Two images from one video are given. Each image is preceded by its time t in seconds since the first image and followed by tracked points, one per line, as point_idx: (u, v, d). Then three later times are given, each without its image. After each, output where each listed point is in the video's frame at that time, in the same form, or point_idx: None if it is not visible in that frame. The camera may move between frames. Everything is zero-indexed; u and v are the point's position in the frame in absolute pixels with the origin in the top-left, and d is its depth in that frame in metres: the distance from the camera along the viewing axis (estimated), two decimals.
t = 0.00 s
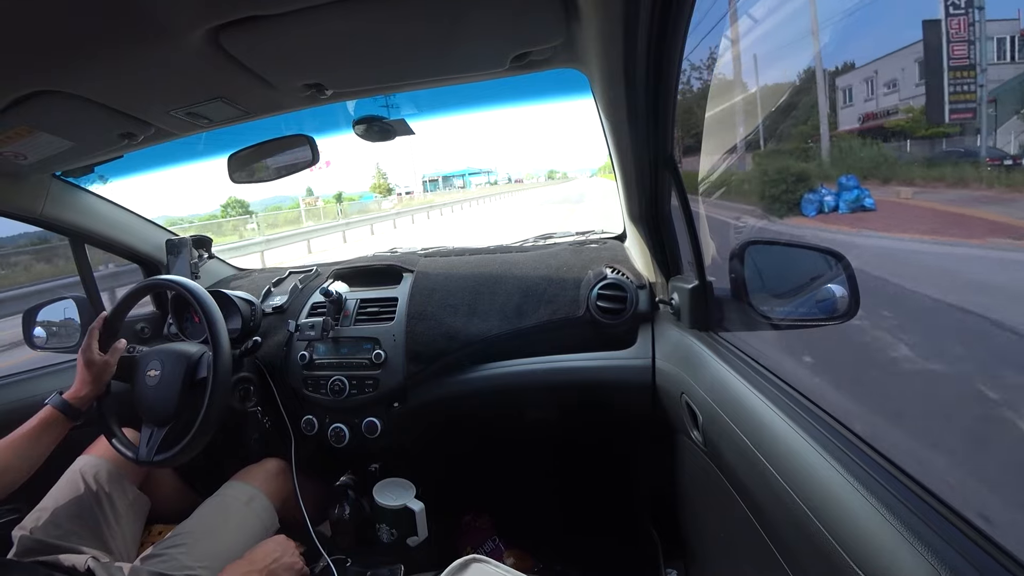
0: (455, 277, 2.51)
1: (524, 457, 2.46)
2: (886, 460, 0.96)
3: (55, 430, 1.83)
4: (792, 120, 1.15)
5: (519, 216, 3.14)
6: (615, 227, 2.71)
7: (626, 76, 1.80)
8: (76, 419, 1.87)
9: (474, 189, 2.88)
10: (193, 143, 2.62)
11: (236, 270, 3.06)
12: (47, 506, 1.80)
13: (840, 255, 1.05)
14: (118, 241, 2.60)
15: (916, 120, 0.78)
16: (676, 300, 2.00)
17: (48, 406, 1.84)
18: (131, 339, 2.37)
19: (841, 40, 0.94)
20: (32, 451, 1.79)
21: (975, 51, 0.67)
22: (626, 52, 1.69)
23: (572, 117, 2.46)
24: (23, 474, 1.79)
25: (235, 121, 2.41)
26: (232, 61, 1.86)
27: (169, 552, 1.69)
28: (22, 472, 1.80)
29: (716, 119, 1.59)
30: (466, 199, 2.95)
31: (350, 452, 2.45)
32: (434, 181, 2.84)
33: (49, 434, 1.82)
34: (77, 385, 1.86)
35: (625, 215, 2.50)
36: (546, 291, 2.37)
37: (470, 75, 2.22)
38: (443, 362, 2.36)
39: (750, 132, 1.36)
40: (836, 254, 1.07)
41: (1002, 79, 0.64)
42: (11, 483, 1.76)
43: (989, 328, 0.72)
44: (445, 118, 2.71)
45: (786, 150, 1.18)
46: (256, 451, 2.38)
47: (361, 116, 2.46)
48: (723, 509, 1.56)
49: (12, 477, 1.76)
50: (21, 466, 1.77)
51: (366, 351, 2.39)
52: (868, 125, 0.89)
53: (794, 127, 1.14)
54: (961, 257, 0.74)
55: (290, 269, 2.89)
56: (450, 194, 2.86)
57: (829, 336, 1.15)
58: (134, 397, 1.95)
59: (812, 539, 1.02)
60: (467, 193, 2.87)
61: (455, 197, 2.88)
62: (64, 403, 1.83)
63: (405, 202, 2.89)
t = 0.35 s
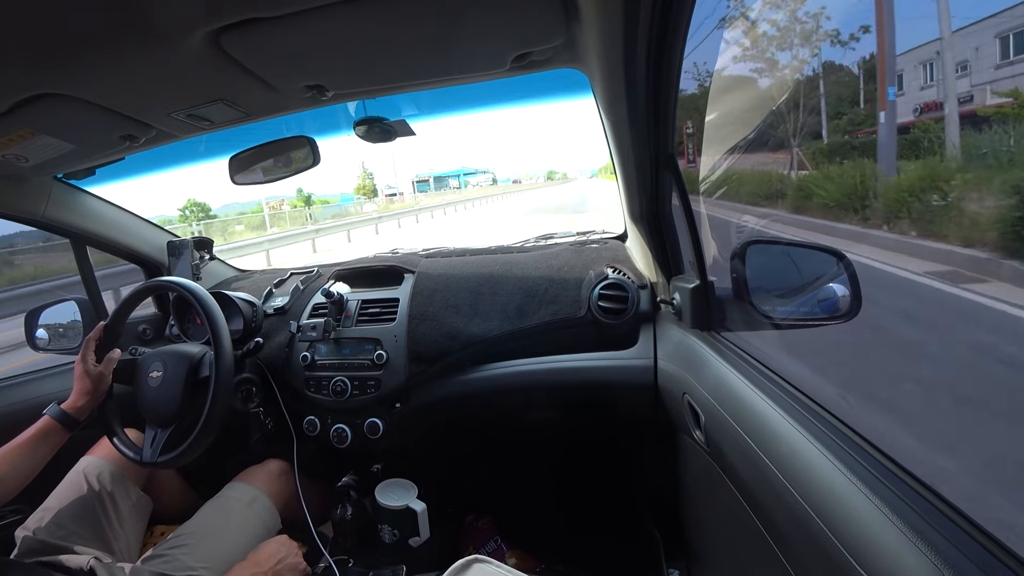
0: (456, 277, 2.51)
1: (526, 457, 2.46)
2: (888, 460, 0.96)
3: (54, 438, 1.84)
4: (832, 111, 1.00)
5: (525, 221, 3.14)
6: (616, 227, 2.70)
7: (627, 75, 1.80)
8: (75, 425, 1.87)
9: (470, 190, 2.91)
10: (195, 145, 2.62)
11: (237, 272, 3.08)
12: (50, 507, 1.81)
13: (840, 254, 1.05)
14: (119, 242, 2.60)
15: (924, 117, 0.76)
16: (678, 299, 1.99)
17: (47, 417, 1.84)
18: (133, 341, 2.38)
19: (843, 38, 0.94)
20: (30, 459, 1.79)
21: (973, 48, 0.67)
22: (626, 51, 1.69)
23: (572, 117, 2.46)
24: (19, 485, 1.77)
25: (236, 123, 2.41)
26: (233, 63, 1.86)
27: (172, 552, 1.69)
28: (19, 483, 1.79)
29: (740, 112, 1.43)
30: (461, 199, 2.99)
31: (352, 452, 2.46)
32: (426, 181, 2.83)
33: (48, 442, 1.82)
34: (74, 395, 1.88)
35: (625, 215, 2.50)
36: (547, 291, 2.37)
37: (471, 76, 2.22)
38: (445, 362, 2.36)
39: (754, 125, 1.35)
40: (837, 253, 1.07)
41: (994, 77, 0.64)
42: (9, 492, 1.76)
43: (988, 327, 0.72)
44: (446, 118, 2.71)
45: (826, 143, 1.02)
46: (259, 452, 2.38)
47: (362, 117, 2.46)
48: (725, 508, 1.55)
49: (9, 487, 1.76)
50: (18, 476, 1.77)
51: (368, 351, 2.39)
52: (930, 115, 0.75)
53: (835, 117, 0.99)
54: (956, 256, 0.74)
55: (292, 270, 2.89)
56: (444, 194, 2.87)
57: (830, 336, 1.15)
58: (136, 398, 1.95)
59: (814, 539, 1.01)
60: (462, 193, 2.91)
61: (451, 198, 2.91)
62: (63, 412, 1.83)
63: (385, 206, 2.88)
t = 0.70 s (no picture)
0: (456, 277, 2.51)
1: (525, 457, 2.47)
2: (886, 460, 0.96)
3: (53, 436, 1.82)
4: (869, 107, 0.89)
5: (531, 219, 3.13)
6: (615, 227, 2.70)
7: (627, 75, 1.80)
8: (73, 425, 1.86)
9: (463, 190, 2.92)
10: (194, 143, 2.62)
11: (236, 270, 3.08)
12: (49, 505, 1.80)
13: (840, 255, 1.05)
14: (119, 240, 2.60)
15: (918, 120, 0.77)
16: (677, 300, 1.99)
17: (43, 416, 1.84)
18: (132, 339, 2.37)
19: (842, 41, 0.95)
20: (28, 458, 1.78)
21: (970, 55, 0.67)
22: (626, 52, 1.69)
23: (572, 117, 2.46)
24: (17, 484, 1.77)
25: (235, 121, 2.41)
26: (233, 61, 1.86)
27: (171, 551, 1.69)
28: (16, 482, 1.79)
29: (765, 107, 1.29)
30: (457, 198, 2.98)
31: (351, 452, 2.46)
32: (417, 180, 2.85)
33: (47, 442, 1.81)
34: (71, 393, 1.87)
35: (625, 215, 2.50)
36: (546, 291, 2.37)
37: (471, 75, 2.22)
38: (444, 361, 2.36)
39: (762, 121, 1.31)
40: (837, 255, 1.07)
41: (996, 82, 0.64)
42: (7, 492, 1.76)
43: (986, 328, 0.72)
44: (446, 118, 2.71)
45: (871, 143, 0.88)
46: (258, 451, 2.38)
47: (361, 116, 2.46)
48: (723, 509, 1.56)
49: (7, 486, 1.76)
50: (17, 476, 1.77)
51: (367, 351, 2.39)
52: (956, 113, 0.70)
53: (875, 111, 0.87)
54: (953, 259, 0.75)
55: (291, 269, 2.89)
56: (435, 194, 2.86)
57: (829, 336, 1.15)
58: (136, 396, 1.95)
59: (812, 539, 1.02)
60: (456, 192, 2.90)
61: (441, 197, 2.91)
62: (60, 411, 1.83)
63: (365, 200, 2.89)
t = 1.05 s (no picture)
0: (455, 276, 2.50)
1: (523, 456, 2.47)
2: (884, 462, 0.96)
3: (48, 426, 1.81)
4: (918, 97, 0.79)
5: (528, 220, 3.11)
6: (614, 228, 2.71)
7: (628, 76, 1.80)
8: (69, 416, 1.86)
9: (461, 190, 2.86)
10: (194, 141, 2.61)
11: (234, 267, 3.08)
12: (44, 502, 1.79)
13: (839, 257, 1.06)
14: (117, 237, 2.61)
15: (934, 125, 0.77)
16: (676, 300, 1.99)
17: (38, 405, 1.82)
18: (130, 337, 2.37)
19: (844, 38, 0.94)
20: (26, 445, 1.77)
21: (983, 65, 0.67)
22: (627, 53, 1.69)
23: (571, 117, 2.47)
24: (16, 472, 1.76)
25: (235, 119, 2.41)
26: (234, 59, 1.86)
27: (167, 548, 1.69)
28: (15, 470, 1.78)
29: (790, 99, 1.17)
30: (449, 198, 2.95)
31: (348, 450, 2.46)
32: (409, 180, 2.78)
33: (44, 431, 1.80)
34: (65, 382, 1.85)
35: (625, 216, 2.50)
36: (545, 291, 2.37)
37: (472, 75, 2.22)
38: (443, 361, 2.36)
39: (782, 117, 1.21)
40: (836, 257, 1.07)
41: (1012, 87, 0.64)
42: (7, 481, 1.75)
43: (984, 332, 0.72)
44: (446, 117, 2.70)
45: (926, 135, 0.78)
46: (255, 449, 2.38)
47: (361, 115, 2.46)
48: (720, 509, 1.56)
49: (7, 474, 1.74)
50: (15, 464, 1.75)
51: (365, 349, 2.39)
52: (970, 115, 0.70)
53: (929, 101, 0.77)
54: (955, 261, 0.75)
55: (290, 267, 2.89)
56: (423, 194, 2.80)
57: (828, 338, 1.15)
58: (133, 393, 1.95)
59: (809, 541, 1.02)
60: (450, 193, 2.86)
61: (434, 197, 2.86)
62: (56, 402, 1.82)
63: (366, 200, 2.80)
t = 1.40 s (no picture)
0: (454, 272, 2.50)
1: (523, 452, 2.48)
2: (885, 457, 0.97)
3: (48, 425, 1.81)
4: (953, 82, 0.71)
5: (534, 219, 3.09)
6: (613, 223, 2.71)
7: (626, 72, 1.79)
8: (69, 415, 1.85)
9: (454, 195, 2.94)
10: (191, 138, 2.60)
11: (233, 265, 3.07)
12: (47, 502, 1.79)
13: (838, 252, 1.06)
14: (116, 236, 2.60)
15: (925, 122, 0.76)
16: (675, 296, 1.99)
17: (38, 404, 1.81)
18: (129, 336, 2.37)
19: (841, 37, 0.93)
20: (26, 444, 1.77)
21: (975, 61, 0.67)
22: (625, 48, 1.68)
23: (568, 113, 2.46)
24: (16, 471, 1.76)
25: (232, 116, 2.40)
26: (231, 56, 1.85)
27: (170, 547, 1.69)
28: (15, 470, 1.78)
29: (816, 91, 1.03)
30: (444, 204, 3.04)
31: (349, 447, 2.46)
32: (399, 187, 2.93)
33: (43, 430, 1.80)
34: (66, 381, 1.84)
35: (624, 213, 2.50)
36: (544, 287, 2.37)
37: (470, 70, 2.21)
38: (443, 357, 2.36)
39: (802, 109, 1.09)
40: (835, 251, 1.07)
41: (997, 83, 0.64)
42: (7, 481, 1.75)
43: (987, 326, 0.72)
44: (444, 113, 2.70)
45: (971, 122, 0.69)
46: (257, 447, 2.39)
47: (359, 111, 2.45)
48: (721, 504, 1.57)
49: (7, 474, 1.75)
50: (16, 464, 1.75)
51: (365, 346, 2.39)
52: (965, 114, 0.70)
53: (968, 84, 0.69)
54: (952, 256, 0.75)
55: (289, 265, 2.89)
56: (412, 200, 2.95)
57: (827, 333, 1.15)
58: (134, 392, 1.94)
59: (810, 536, 1.02)
60: (440, 198, 2.98)
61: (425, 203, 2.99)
62: (57, 400, 1.80)
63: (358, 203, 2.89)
